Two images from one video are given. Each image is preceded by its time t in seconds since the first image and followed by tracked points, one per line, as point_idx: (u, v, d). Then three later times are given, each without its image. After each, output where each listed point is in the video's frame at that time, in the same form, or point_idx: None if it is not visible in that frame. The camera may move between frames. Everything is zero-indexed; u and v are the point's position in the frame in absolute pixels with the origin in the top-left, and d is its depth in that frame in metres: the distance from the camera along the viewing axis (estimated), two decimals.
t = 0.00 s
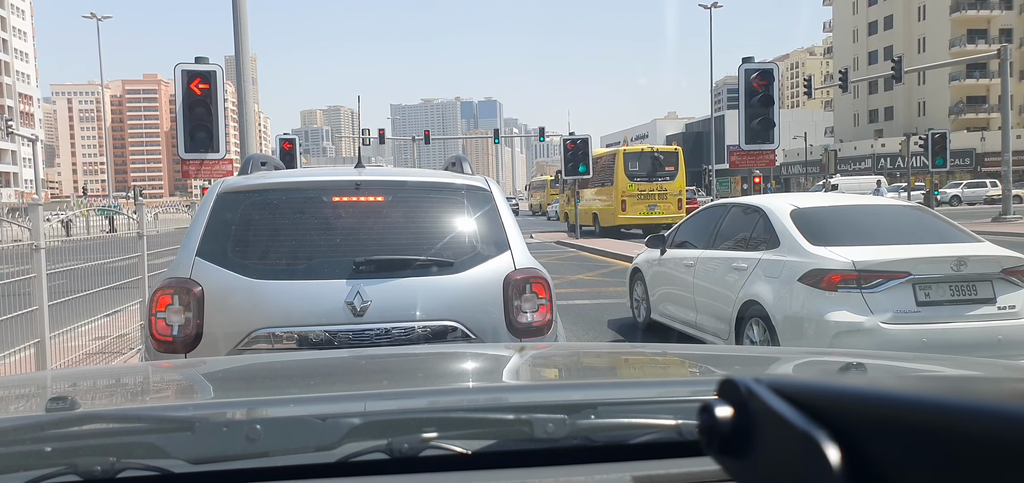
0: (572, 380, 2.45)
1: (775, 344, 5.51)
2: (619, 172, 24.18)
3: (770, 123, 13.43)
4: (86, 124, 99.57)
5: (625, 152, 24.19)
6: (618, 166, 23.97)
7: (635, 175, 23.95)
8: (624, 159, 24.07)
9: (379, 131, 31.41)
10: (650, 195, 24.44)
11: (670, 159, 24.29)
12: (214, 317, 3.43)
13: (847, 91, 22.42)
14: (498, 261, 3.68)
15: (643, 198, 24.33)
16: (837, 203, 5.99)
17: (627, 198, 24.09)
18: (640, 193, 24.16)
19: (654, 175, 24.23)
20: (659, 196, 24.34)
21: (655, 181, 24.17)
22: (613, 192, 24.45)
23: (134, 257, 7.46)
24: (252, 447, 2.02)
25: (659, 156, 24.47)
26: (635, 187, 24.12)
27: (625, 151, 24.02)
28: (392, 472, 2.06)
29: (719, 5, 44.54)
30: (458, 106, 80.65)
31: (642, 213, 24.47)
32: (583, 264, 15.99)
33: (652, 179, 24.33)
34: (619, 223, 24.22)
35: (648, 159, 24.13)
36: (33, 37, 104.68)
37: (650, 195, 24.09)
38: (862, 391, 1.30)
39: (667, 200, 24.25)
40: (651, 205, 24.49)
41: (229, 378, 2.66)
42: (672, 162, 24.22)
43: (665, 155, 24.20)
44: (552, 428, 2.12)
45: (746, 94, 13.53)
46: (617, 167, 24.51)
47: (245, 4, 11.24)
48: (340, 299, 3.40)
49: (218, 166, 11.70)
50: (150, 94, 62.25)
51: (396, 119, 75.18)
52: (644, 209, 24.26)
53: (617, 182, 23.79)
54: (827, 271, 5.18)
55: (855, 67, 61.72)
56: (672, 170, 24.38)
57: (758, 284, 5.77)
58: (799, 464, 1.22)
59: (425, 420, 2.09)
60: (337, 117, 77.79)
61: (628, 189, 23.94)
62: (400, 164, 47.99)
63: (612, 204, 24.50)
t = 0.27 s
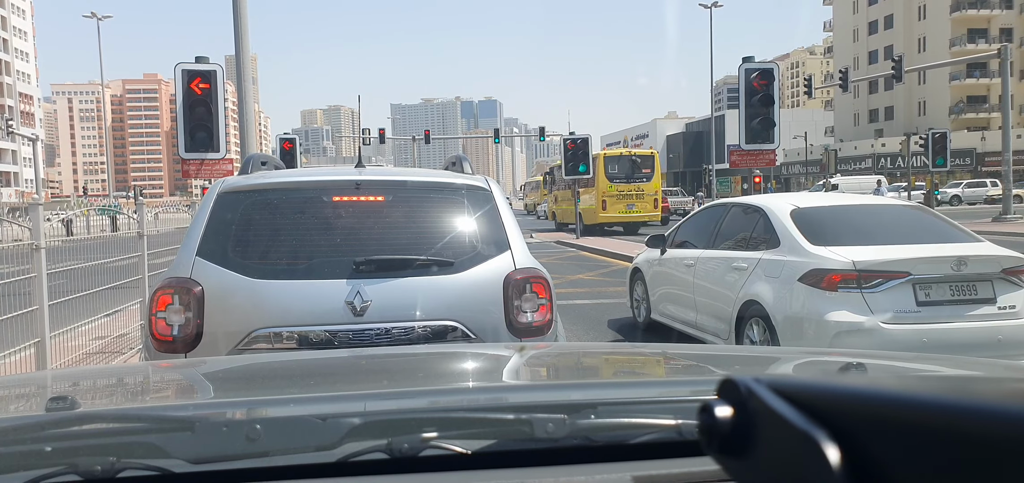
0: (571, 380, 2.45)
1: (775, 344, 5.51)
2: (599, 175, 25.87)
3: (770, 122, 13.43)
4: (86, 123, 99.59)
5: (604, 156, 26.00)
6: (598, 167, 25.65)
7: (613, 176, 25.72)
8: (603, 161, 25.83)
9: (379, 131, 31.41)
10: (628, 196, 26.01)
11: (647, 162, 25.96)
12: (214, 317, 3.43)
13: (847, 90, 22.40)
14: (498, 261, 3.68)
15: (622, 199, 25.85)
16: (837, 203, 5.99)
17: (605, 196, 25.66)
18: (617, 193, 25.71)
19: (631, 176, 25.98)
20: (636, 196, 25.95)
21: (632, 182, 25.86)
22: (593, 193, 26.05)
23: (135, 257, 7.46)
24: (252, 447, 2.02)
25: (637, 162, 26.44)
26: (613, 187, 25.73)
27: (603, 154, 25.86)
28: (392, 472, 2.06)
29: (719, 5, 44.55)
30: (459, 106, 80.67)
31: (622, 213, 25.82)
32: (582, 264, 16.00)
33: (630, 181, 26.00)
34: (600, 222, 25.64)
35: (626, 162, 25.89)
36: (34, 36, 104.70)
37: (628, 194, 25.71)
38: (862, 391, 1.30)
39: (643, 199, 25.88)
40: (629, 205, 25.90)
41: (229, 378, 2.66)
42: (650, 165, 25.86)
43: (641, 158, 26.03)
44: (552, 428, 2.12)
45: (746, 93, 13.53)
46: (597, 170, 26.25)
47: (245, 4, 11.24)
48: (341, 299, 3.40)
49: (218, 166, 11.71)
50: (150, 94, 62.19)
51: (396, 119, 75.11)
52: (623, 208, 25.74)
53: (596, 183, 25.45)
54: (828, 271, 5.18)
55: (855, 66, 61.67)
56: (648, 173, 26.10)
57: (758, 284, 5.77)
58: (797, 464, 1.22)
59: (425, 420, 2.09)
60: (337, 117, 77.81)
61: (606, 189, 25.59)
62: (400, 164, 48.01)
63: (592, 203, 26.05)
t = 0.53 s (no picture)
0: (570, 380, 2.45)
1: (774, 344, 5.51)
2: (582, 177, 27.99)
3: (769, 123, 13.42)
4: (86, 123, 99.56)
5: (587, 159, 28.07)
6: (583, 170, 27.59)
7: (594, 178, 27.79)
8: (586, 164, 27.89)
9: (379, 131, 31.43)
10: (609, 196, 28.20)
11: (626, 164, 28.08)
12: (213, 317, 3.43)
13: (847, 90, 22.41)
14: (498, 262, 3.68)
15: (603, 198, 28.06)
16: (836, 203, 5.99)
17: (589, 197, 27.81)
18: (599, 194, 27.83)
19: (611, 178, 28.04)
20: (617, 196, 28.08)
21: (612, 184, 27.92)
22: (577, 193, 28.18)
23: (134, 257, 7.46)
24: (252, 447, 2.02)
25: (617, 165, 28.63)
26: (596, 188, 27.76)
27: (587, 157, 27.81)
28: (391, 472, 2.06)
29: (719, 5, 44.52)
30: (459, 106, 80.73)
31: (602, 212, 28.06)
32: (582, 264, 16.00)
33: (611, 182, 28.11)
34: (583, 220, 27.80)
35: (607, 165, 28.06)
36: (34, 35, 104.72)
37: (608, 195, 27.83)
38: (862, 391, 1.30)
39: (623, 199, 27.93)
40: (610, 204, 28.11)
41: (228, 378, 2.66)
42: (627, 168, 27.71)
43: (620, 162, 28.15)
44: (552, 428, 2.12)
45: (746, 94, 13.53)
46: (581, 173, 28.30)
47: (245, 4, 11.24)
48: (340, 299, 3.40)
49: (217, 166, 11.72)
50: (150, 94, 62.13)
51: (396, 119, 75.11)
52: (604, 207, 27.94)
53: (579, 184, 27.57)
54: (828, 271, 5.18)
55: (855, 66, 61.69)
56: (627, 175, 28.32)
57: (758, 284, 5.77)
58: (796, 463, 1.22)
59: (424, 420, 2.09)
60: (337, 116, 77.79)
61: (589, 190, 27.74)
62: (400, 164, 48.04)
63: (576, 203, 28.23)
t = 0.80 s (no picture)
0: (570, 381, 2.45)
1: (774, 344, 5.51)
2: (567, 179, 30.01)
3: (769, 123, 13.43)
4: (86, 123, 99.59)
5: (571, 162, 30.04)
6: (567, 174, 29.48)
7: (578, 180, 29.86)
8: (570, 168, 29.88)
9: (379, 131, 31.45)
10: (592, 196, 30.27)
11: (608, 167, 30.06)
12: (213, 317, 3.43)
13: (847, 91, 22.40)
14: (498, 262, 3.68)
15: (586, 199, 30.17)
16: (836, 203, 5.98)
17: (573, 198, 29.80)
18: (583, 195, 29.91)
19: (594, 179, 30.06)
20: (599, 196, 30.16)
21: (595, 185, 29.94)
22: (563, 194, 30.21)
23: (134, 258, 7.46)
24: (251, 447, 2.01)
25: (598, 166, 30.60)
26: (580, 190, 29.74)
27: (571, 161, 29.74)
28: (392, 471, 2.06)
29: (719, 5, 44.52)
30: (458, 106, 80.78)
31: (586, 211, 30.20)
32: (582, 264, 16.02)
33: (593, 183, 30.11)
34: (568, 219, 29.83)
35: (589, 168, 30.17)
36: (33, 35, 104.77)
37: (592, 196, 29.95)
38: (862, 392, 1.30)
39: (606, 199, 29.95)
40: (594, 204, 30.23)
41: (228, 378, 2.66)
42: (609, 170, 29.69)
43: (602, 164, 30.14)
44: (552, 428, 2.12)
45: (746, 94, 13.53)
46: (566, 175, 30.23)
47: (245, 4, 11.24)
48: (340, 300, 3.40)
49: (217, 166, 11.72)
50: (150, 94, 62.15)
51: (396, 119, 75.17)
52: (588, 207, 30.10)
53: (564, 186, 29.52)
54: (827, 271, 5.17)
55: (854, 66, 61.70)
56: (608, 176, 30.35)
57: (757, 284, 5.77)
58: (797, 462, 1.22)
59: (424, 420, 2.09)
60: (337, 116, 77.87)
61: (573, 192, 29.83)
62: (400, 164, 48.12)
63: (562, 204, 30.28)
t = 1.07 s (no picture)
0: (570, 380, 2.45)
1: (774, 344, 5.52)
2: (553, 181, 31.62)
3: (769, 123, 13.42)
4: (86, 123, 99.62)
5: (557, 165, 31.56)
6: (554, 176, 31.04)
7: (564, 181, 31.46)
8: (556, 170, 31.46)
9: (378, 131, 31.46)
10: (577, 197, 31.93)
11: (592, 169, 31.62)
12: (213, 317, 3.43)
13: (847, 90, 22.37)
14: (498, 262, 3.68)
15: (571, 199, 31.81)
16: (836, 203, 5.99)
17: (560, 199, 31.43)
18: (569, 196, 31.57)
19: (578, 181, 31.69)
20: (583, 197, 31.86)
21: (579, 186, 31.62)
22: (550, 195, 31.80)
23: (134, 258, 7.46)
24: (252, 447, 2.02)
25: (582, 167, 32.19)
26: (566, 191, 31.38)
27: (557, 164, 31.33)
28: (392, 472, 2.06)
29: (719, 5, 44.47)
30: (458, 106, 80.77)
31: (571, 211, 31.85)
32: (582, 264, 16.02)
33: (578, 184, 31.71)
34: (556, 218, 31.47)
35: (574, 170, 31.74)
36: (33, 35, 104.74)
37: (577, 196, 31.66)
38: (862, 391, 1.30)
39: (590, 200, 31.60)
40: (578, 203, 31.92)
41: (228, 378, 2.66)
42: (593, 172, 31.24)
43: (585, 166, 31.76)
44: (552, 428, 2.12)
45: (746, 94, 13.52)
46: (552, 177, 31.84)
47: (245, 4, 11.23)
48: (340, 300, 3.40)
49: (217, 166, 11.72)
50: (149, 94, 62.15)
51: (396, 119, 75.18)
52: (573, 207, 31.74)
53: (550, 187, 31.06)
54: (828, 271, 5.17)
55: (854, 66, 61.65)
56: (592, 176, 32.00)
57: (757, 284, 5.77)
58: (797, 461, 1.22)
59: (425, 421, 2.09)
60: (336, 116, 77.89)
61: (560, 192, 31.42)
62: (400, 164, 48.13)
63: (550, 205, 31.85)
